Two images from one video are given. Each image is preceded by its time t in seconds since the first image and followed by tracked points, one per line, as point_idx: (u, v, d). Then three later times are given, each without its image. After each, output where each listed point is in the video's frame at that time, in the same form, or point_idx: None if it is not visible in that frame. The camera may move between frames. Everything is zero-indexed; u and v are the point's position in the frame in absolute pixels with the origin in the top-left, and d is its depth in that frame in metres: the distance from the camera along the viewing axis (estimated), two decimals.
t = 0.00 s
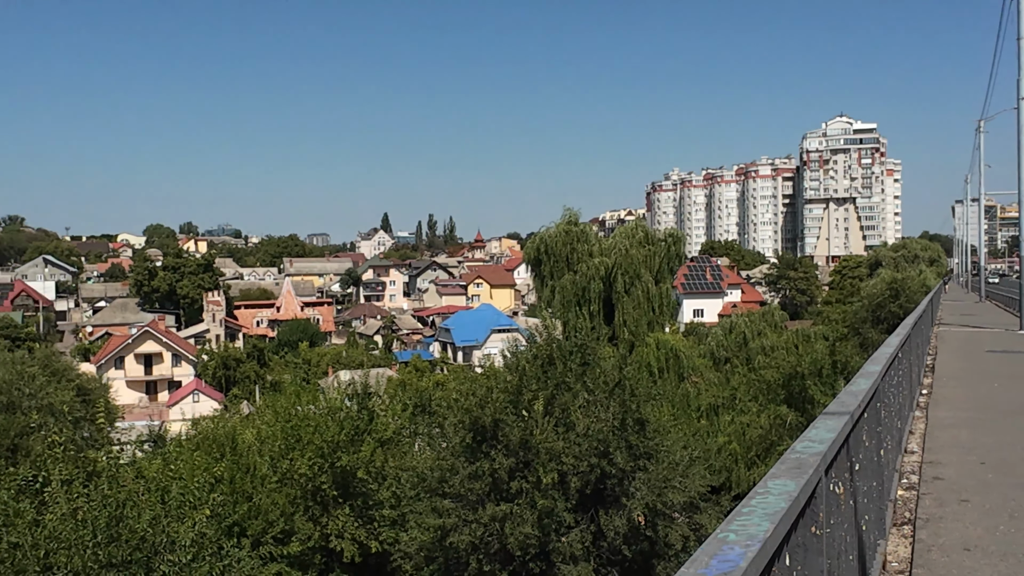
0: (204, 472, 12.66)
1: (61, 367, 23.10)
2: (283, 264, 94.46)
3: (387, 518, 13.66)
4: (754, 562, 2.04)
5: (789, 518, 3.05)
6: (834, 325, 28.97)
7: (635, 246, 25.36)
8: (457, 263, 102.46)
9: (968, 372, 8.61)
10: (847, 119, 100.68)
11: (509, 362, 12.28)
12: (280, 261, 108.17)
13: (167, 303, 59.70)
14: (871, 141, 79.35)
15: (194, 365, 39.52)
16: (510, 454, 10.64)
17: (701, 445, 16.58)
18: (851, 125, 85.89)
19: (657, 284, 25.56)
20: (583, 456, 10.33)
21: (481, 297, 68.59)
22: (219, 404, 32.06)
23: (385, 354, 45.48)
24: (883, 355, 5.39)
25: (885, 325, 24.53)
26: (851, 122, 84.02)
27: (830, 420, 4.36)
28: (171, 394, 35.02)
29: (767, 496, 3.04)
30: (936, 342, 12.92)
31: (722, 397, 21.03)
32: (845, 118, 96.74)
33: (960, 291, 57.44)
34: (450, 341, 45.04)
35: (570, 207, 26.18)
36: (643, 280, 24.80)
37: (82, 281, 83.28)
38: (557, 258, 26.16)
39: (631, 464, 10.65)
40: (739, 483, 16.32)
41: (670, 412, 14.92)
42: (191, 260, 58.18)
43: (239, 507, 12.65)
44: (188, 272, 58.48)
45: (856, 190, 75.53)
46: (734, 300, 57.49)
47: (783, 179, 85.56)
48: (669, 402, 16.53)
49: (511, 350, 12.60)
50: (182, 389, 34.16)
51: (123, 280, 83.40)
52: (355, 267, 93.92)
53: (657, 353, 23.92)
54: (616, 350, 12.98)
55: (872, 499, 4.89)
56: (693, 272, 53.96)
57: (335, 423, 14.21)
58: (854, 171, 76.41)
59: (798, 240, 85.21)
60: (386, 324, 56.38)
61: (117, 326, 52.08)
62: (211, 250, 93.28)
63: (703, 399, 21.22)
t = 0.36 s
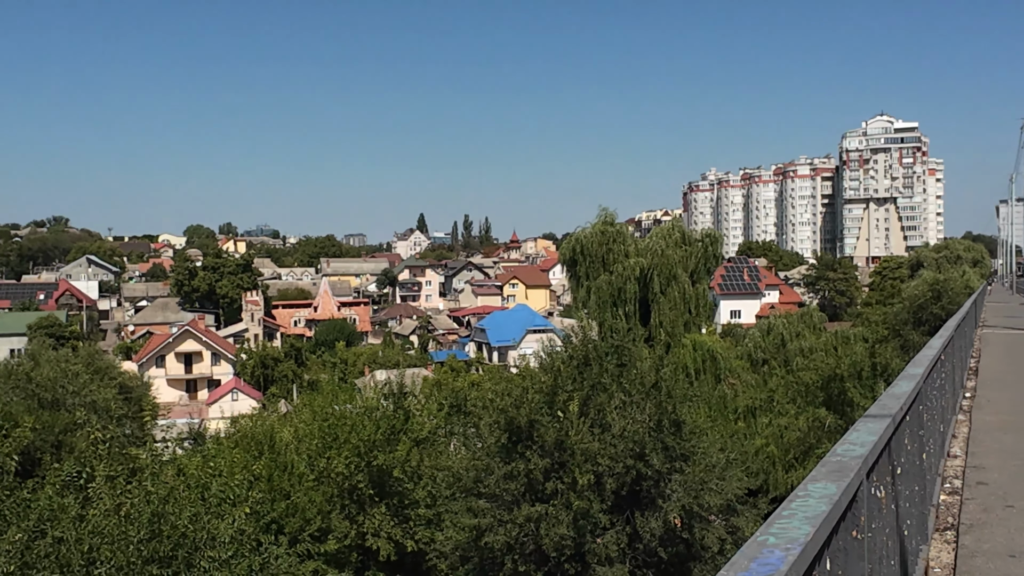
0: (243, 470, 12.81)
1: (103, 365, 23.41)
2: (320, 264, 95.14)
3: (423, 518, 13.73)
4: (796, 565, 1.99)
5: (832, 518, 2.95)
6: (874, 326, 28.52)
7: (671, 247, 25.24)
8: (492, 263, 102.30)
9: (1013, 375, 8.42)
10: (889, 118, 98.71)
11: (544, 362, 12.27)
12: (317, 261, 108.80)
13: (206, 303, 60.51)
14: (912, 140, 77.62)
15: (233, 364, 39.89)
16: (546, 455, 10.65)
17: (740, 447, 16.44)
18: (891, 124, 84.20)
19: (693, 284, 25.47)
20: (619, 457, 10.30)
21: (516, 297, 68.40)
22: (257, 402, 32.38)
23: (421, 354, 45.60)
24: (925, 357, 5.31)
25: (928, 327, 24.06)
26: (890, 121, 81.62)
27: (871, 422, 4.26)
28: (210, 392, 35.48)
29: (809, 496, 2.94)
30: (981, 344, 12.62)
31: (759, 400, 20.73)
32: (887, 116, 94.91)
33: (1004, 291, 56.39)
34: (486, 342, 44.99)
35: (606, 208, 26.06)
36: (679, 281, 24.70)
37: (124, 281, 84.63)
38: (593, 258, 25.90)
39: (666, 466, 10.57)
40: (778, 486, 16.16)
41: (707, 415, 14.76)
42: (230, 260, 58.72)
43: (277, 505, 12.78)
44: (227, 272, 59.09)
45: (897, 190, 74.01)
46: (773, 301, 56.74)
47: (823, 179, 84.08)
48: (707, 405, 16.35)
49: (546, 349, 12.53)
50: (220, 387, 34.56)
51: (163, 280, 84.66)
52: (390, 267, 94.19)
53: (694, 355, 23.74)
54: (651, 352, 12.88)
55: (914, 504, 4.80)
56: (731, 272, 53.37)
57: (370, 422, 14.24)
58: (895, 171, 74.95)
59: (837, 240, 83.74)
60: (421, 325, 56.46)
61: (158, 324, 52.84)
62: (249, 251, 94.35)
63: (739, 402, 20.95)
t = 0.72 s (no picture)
0: (279, 468, 12.96)
1: (143, 364, 23.72)
2: (355, 265, 95.77)
3: (456, 518, 13.81)
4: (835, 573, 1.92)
5: (873, 521, 2.79)
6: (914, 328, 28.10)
7: (706, 247, 25.10)
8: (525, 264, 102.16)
9: None
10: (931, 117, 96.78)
11: (577, 362, 12.18)
12: (351, 262, 109.49)
13: (242, 303, 61.21)
14: (953, 140, 76.03)
15: (269, 364, 40.26)
16: (579, 456, 10.64)
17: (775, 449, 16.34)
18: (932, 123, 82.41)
19: (728, 285, 25.26)
20: (653, 459, 10.25)
21: (550, 299, 68.27)
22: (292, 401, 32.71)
23: (454, 354, 45.75)
24: (966, 359, 5.25)
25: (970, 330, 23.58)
26: (931, 121, 79.08)
27: (912, 426, 4.09)
28: (248, 391, 35.93)
29: (847, 499, 2.86)
30: None
31: (795, 403, 20.32)
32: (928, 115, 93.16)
33: None
34: (519, 343, 44.98)
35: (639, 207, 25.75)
36: (714, 282, 24.53)
37: (163, 281, 85.86)
38: (627, 259, 25.76)
39: (699, 468, 10.48)
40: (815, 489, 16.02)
41: (742, 417, 14.61)
42: (266, 261, 59.27)
43: (311, 503, 12.89)
44: (263, 273, 59.67)
45: (937, 190, 72.55)
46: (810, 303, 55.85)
47: (860, 180, 82.75)
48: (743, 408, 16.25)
49: (580, 351, 12.39)
50: (257, 387, 34.94)
51: (200, 279, 85.81)
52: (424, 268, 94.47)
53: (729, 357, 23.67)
54: (686, 353, 12.72)
55: (954, 508, 4.72)
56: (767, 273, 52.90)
57: (405, 421, 14.24)
58: (935, 171, 73.44)
59: (876, 241, 82.33)
60: (454, 325, 56.57)
61: (196, 324, 53.47)
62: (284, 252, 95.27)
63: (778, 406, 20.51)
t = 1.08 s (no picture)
0: (312, 467, 13.07)
1: (178, 363, 23.97)
2: (387, 266, 96.22)
3: (488, 519, 13.90)
4: None
5: (913, 527, 2.71)
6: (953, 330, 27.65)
7: (739, 249, 24.95)
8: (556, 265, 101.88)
9: None
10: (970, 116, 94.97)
11: (610, 363, 11.91)
12: (384, 261, 109.87)
13: (276, 303, 61.47)
14: (992, 139, 74.57)
15: (302, 364, 40.57)
16: (611, 458, 10.62)
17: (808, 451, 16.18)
18: (970, 122, 80.86)
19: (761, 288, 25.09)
20: (686, 462, 10.18)
21: (581, 300, 67.96)
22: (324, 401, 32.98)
23: (485, 356, 45.82)
24: (1008, 363, 5.15)
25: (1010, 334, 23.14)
26: (970, 120, 77.73)
27: (953, 429, 3.99)
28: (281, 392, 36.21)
29: (886, 504, 2.80)
30: None
31: (829, 407, 19.89)
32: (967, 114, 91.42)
33: None
34: (550, 344, 44.86)
35: (672, 209, 25.53)
36: (747, 285, 24.38)
37: (198, 281, 86.84)
38: (659, 260, 25.68)
39: (733, 471, 10.42)
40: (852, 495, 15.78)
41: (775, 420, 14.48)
42: (300, 261, 59.71)
43: (343, 502, 12.98)
44: (297, 273, 60.11)
45: (976, 191, 71.33)
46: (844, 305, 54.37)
47: (896, 180, 81.46)
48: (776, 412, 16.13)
49: (614, 352, 12.22)
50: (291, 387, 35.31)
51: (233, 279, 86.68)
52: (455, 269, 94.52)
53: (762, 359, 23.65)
54: (718, 354, 12.58)
55: (994, 515, 4.64)
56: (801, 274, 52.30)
57: (437, 422, 14.26)
58: (974, 171, 72.20)
59: (913, 242, 81.01)
60: (486, 326, 56.60)
61: (231, 324, 53.82)
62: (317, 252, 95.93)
63: (812, 409, 20.12)
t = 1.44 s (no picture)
0: (342, 466, 13.03)
1: (212, 363, 24.27)
2: (418, 267, 96.67)
3: (518, 519, 14.04)
4: None
5: (955, 533, 2.65)
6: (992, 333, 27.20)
7: (771, 249, 24.76)
8: (585, 265, 101.69)
9: None
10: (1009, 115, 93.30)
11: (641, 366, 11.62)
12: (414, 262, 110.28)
13: (308, 303, 61.89)
14: None
15: (334, 364, 40.77)
16: (642, 459, 10.60)
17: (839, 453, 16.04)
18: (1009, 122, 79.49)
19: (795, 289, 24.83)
20: (717, 464, 10.14)
21: (612, 300, 67.68)
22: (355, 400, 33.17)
23: (515, 356, 45.95)
24: None
25: None
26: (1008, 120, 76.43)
27: (995, 433, 3.90)
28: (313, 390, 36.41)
29: (927, 509, 2.75)
30: None
31: (862, 410, 19.64)
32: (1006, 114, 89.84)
33: None
34: (581, 345, 44.76)
35: (704, 209, 25.28)
36: (780, 285, 24.08)
37: (231, 281, 87.82)
38: (691, 261, 25.57)
39: (767, 474, 10.37)
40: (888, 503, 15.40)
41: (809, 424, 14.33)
42: (332, 261, 60.15)
43: (374, 502, 12.97)
44: (328, 273, 60.51)
45: (1014, 190, 70.08)
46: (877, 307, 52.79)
47: (933, 180, 80.23)
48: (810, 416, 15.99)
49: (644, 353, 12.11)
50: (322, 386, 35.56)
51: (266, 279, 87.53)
52: (485, 269, 94.61)
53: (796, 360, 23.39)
54: (751, 354, 12.43)
55: None
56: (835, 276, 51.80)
57: (467, 421, 14.25)
58: (1013, 171, 70.94)
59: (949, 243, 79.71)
60: (516, 326, 56.67)
61: (264, 323, 54.39)
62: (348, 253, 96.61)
63: (845, 412, 19.82)
